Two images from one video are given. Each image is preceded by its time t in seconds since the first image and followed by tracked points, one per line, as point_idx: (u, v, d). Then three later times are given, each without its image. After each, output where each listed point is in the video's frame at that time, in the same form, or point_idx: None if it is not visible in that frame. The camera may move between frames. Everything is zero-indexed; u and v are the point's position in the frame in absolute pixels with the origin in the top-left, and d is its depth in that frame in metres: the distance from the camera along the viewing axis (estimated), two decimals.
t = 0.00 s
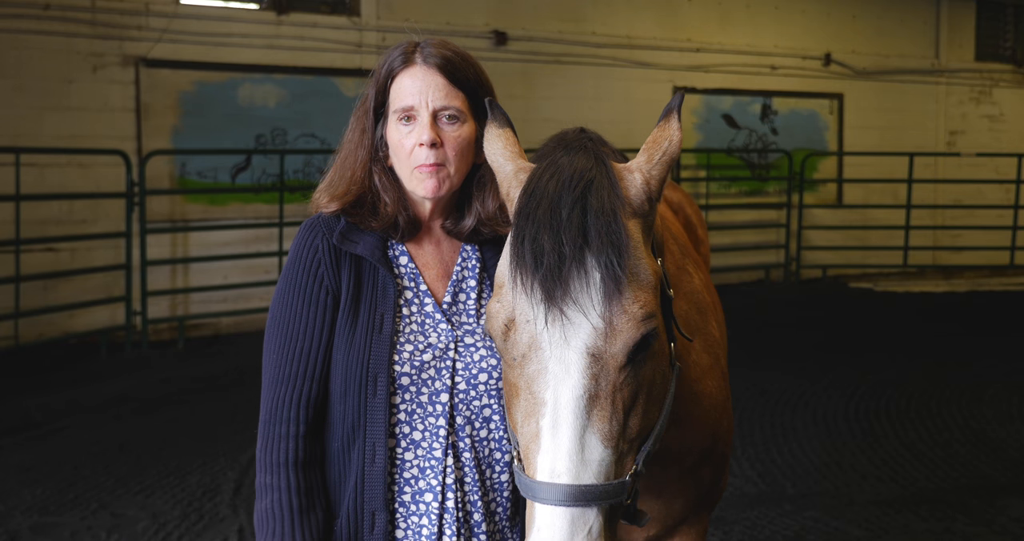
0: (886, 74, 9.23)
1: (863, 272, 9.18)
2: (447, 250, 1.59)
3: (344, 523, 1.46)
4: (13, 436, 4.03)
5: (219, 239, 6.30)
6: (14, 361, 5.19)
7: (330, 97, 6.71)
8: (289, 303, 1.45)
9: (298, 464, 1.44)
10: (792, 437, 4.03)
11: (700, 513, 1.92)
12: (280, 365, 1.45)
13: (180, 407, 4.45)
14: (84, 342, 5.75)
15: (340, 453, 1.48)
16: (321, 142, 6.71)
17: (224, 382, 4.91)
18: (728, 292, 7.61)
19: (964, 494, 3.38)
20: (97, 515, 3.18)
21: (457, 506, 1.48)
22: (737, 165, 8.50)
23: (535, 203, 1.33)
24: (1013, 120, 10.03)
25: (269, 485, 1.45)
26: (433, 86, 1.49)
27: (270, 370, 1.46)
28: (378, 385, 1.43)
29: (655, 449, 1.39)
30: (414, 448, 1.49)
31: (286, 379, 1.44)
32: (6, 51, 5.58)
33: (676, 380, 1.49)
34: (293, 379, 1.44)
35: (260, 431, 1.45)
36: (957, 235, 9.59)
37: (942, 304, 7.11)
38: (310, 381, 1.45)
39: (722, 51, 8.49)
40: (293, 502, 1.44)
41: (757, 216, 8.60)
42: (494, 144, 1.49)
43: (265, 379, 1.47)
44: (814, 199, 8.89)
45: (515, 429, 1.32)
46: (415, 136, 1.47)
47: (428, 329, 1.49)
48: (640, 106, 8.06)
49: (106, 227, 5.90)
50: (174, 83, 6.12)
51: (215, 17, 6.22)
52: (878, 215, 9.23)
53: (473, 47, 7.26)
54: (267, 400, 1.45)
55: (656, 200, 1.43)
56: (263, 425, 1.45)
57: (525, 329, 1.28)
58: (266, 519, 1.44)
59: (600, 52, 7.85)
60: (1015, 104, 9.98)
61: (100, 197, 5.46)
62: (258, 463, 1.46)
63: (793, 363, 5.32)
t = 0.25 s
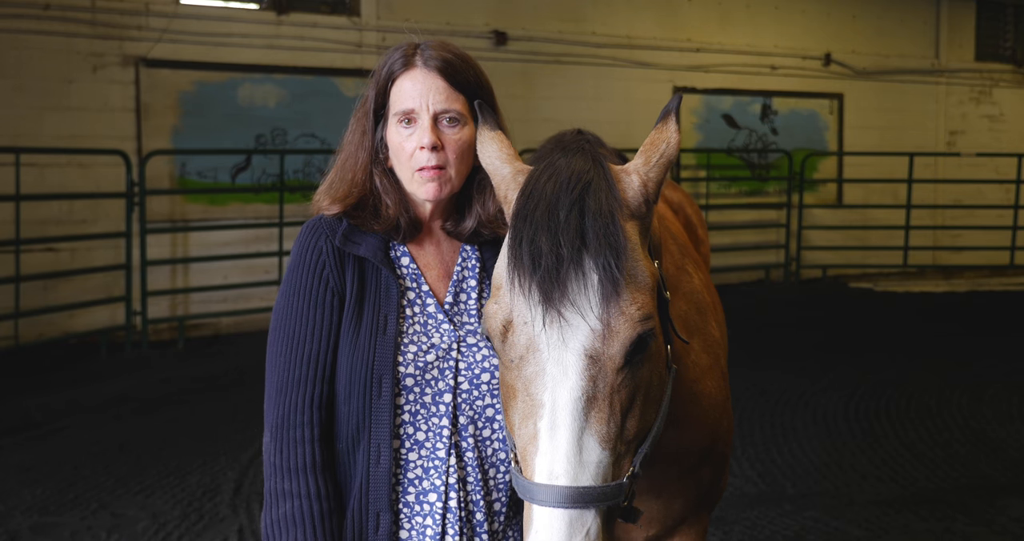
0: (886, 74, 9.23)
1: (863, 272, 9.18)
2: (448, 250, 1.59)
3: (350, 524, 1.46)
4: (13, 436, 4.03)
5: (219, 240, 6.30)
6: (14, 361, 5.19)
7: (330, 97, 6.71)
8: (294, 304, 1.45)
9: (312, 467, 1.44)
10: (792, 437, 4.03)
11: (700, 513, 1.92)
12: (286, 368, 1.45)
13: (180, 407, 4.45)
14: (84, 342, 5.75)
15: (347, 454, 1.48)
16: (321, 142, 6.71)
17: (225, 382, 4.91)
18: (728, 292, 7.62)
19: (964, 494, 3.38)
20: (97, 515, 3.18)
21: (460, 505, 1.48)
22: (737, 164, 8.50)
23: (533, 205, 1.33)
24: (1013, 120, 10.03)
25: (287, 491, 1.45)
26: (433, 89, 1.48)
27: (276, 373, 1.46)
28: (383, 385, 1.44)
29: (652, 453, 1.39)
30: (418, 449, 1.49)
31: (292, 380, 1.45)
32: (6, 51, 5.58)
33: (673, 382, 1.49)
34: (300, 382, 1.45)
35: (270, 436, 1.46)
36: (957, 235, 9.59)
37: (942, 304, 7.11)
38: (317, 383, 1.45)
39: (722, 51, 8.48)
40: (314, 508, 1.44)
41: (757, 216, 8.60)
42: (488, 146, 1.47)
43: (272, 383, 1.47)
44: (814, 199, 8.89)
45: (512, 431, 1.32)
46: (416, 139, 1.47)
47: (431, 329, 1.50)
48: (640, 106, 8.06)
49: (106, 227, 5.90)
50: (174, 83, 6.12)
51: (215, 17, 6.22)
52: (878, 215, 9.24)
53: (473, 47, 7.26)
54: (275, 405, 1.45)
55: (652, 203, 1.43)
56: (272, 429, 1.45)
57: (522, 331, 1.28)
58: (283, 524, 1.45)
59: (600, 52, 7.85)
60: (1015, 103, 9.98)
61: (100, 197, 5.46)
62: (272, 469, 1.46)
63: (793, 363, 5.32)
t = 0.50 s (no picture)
0: (886, 74, 9.23)
1: (863, 272, 9.18)
2: (445, 251, 1.59)
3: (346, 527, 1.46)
4: (13, 436, 4.03)
5: (219, 240, 6.30)
6: (14, 361, 5.19)
7: (330, 97, 6.71)
8: (290, 306, 1.45)
9: (305, 468, 1.45)
10: (792, 437, 4.03)
11: (700, 512, 1.93)
12: (281, 369, 1.45)
13: (180, 407, 4.45)
14: (84, 342, 5.75)
15: (342, 455, 1.48)
16: (321, 142, 6.71)
17: (224, 382, 4.91)
18: (728, 292, 7.62)
19: (964, 494, 3.38)
20: (97, 515, 3.18)
21: (458, 507, 1.48)
22: (737, 165, 8.50)
23: (530, 203, 1.33)
24: (1014, 120, 10.03)
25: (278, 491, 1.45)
26: (432, 88, 1.48)
27: (271, 374, 1.46)
28: (378, 388, 1.43)
29: (650, 451, 1.39)
30: (415, 451, 1.49)
31: (287, 383, 1.45)
32: (6, 51, 5.58)
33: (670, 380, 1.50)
34: (295, 383, 1.45)
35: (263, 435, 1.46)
36: (957, 235, 9.59)
37: (942, 304, 7.11)
38: (312, 384, 1.45)
39: (722, 51, 8.49)
40: (305, 508, 1.45)
41: (757, 216, 8.60)
42: (484, 146, 1.46)
43: (267, 384, 1.47)
44: (814, 199, 8.89)
45: (509, 430, 1.32)
46: (415, 139, 1.47)
47: (428, 331, 1.49)
48: (640, 106, 8.06)
49: (106, 227, 5.90)
50: (174, 83, 6.12)
51: (215, 17, 6.22)
52: (878, 215, 9.23)
53: (473, 47, 7.26)
54: (269, 406, 1.45)
55: (649, 200, 1.43)
56: (266, 430, 1.46)
57: (520, 330, 1.27)
58: (274, 524, 1.45)
59: (600, 52, 7.85)
60: (1015, 104, 9.98)
61: (100, 197, 5.46)
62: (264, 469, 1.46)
63: (793, 363, 5.32)
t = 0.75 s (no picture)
0: (886, 74, 9.23)
1: (863, 272, 9.18)
2: (442, 251, 1.59)
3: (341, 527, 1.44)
4: (13, 436, 4.03)
5: (219, 240, 6.30)
6: (14, 361, 5.19)
7: (330, 97, 6.71)
8: (286, 305, 1.45)
9: (299, 468, 1.45)
10: (792, 437, 4.03)
11: (699, 512, 1.93)
12: (277, 369, 1.46)
13: (180, 407, 4.45)
14: (84, 342, 5.75)
15: (337, 455, 1.49)
16: (321, 142, 6.71)
17: (224, 382, 4.91)
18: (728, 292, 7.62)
19: (964, 494, 3.38)
20: (97, 515, 3.18)
21: (453, 509, 1.48)
22: (737, 165, 8.50)
23: (528, 204, 1.33)
24: (1014, 120, 10.03)
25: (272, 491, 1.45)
26: (428, 89, 1.48)
27: (267, 373, 1.47)
28: (373, 388, 1.43)
29: (649, 451, 1.39)
30: (410, 452, 1.49)
31: (283, 383, 1.45)
32: (6, 51, 5.58)
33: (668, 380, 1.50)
34: (289, 382, 1.45)
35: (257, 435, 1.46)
36: (957, 235, 9.59)
37: (942, 304, 7.11)
38: (306, 385, 1.45)
39: (722, 51, 8.48)
40: (298, 509, 1.45)
41: (757, 216, 8.60)
42: (480, 147, 1.46)
43: (262, 383, 1.47)
44: (814, 199, 8.89)
45: (508, 431, 1.32)
46: (411, 140, 1.47)
47: (423, 331, 1.49)
48: (640, 106, 8.06)
49: (106, 227, 5.90)
50: (174, 83, 6.12)
51: (215, 17, 6.22)
52: (878, 215, 9.23)
53: (473, 47, 7.26)
54: (264, 404, 1.46)
55: (646, 200, 1.43)
56: (261, 429, 1.46)
57: (519, 331, 1.27)
58: (267, 524, 1.45)
59: (600, 52, 7.85)
60: (1015, 103, 9.98)
61: (100, 197, 5.46)
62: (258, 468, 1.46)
63: (793, 363, 5.32)
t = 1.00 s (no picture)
0: (886, 74, 9.23)
1: (863, 272, 9.18)
2: (435, 251, 1.59)
3: (335, 530, 1.44)
4: (13, 436, 4.03)
5: (219, 240, 6.30)
6: (14, 361, 5.19)
7: (330, 96, 6.71)
8: (279, 305, 1.44)
9: (293, 471, 1.43)
10: (792, 437, 4.03)
11: (699, 512, 1.93)
12: (269, 370, 1.44)
13: (180, 407, 4.45)
14: (84, 342, 5.75)
15: (330, 457, 1.47)
16: (321, 142, 6.71)
17: (225, 382, 4.91)
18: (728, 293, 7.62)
19: (964, 494, 3.38)
20: (96, 515, 3.18)
21: (448, 511, 1.48)
22: (737, 165, 8.51)
23: (531, 206, 1.32)
24: (1014, 120, 10.02)
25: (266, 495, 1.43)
26: (425, 84, 1.48)
27: (259, 374, 1.45)
28: (368, 389, 1.43)
29: (651, 451, 1.40)
30: (404, 454, 1.48)
31: (276, 385, 1.44)
32: (6, 51, 5.58)
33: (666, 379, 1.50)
34: (282, 383, 1.44)
35: (250, 437, 1.45)
36: (957, 235, 9.59)
37: (942, 304, 7.11)
38: (300, 386, 1.44)
39: (722, 51, 8.48)
40: (291, 513, 1.43)
41: (757, 216, 8.60)
42: (479, 150, 1.46)
43: (254, 384, 1.45)
44: (814, 199, 8.89)
45: (512, 433, 1.31)
46: (407, 136, 1.47)
47: (417, 332, 1.49)
48: (640, 107, 8.06)
49: (106, 227, 5.90)
50: (174, 83, 6.12)
51: (215, 17, 6.23)
52: (878, 215, 9.23)
53: (473, 47, 7.26)
54: (256, 406, 1.44)
55: (648, 201, 1.44)
56: (253, 431, 1.44)
57: (523, 333, 1.27)
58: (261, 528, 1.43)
59: (600, 52, 7.85)
60: (1015, 103, 9.98)
61: (100, 197, 5.46)
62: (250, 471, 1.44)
63: (793, 363, 5.32)
